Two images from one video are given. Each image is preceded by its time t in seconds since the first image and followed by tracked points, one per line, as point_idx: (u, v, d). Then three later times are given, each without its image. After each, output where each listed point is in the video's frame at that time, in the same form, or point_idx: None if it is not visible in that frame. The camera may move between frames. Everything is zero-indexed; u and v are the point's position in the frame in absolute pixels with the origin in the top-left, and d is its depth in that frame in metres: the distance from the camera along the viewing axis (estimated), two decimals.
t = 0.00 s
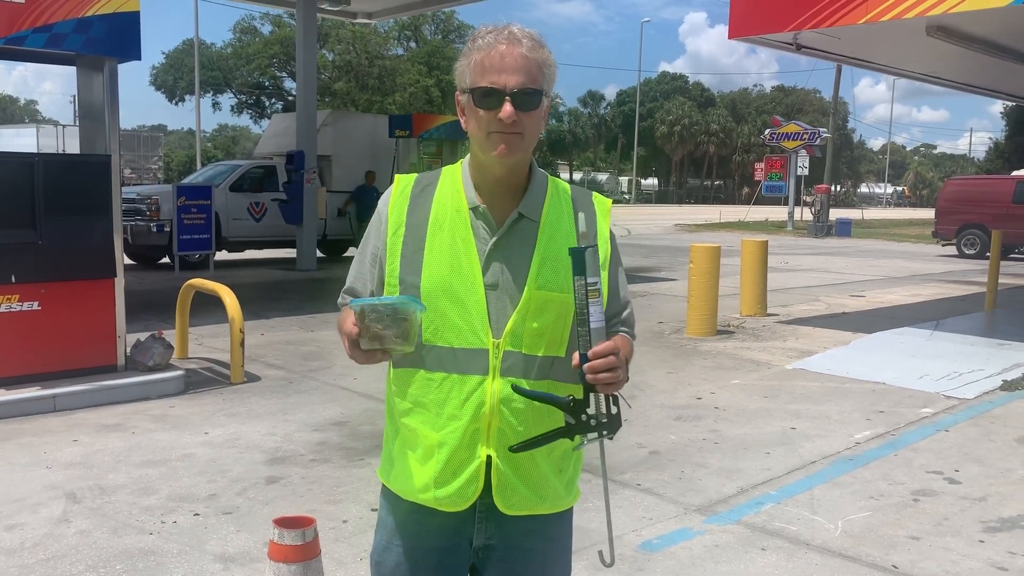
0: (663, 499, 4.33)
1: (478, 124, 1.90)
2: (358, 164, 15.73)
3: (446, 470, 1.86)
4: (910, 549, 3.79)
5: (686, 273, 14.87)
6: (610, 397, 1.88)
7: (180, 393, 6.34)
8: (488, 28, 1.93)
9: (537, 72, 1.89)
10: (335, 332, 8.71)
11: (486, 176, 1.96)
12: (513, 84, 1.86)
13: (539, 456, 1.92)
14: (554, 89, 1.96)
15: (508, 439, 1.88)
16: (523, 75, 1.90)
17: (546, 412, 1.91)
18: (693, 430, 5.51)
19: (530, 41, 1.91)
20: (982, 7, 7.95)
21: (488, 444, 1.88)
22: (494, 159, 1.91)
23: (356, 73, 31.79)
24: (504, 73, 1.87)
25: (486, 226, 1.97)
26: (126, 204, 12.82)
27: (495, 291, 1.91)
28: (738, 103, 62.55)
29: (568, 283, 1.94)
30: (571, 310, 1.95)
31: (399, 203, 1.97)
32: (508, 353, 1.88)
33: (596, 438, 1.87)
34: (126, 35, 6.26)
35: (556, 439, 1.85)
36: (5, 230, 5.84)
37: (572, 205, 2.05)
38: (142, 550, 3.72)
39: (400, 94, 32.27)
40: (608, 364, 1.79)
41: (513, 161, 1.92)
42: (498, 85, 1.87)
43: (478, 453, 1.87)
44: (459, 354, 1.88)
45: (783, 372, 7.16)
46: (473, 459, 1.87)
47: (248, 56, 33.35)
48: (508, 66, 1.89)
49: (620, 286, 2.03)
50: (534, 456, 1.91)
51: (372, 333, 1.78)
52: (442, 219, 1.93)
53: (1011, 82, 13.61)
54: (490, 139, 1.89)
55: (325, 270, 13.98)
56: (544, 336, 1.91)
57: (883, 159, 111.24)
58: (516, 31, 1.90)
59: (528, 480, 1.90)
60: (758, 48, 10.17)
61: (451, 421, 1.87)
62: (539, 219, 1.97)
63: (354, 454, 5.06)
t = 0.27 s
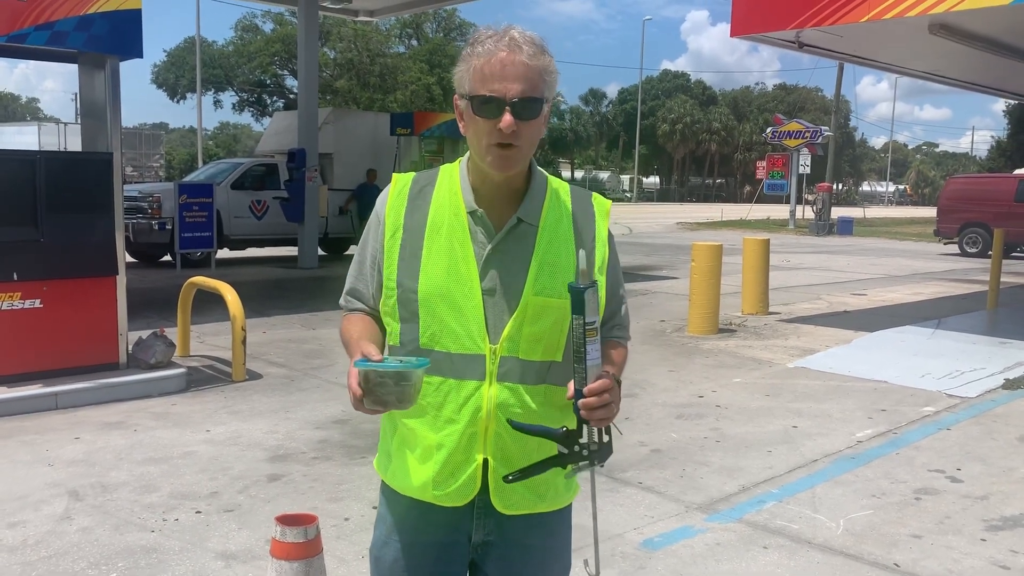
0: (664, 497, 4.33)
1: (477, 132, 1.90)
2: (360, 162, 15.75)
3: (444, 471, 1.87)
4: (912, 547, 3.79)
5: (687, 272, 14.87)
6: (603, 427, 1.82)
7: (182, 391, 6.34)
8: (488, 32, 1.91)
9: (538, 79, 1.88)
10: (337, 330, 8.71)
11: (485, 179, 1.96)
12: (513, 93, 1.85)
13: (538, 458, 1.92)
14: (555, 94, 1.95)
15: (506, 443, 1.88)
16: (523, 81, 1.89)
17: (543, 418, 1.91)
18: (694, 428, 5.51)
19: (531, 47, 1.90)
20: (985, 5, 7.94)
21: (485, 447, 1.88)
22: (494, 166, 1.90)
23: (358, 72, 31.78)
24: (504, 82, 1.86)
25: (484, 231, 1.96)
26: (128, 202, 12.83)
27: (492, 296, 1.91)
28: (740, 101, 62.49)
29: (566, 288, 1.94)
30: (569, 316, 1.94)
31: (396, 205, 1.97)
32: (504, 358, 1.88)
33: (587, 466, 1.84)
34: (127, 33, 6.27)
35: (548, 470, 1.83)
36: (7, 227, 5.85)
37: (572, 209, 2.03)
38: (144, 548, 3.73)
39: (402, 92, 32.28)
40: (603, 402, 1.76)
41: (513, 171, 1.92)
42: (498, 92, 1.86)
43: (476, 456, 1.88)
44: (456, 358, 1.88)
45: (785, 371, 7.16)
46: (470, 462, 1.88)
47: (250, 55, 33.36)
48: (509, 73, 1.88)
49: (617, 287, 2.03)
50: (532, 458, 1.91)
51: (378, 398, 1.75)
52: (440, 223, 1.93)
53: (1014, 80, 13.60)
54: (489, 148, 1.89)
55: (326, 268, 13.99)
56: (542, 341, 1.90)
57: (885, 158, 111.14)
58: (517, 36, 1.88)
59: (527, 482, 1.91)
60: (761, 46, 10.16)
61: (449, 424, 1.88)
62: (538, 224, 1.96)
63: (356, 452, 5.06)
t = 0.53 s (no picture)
0: (667, 494, 4.33)
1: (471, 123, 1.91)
2: (362, 159, 15.73)
3: (445, 467, 1.87)
4: (914, 544, 3.79)
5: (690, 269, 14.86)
6: (604, 415, 1.83)
7: (184, 387, 6.35)
8: (489, 26, 1.93)
9: (533, 72, 1.88)
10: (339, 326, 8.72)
11: (483, 175, 1.96)
12: (503, 82, 1.85)
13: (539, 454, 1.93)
14: (554, 88, 1.94)
15: (508, 438, 1.89)
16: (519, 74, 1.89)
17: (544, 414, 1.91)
18: (696, 425, 5.51)
19: (528, 39, 1.90)
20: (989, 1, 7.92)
21: (487, 443, 1.89)
22: (483, 159, 1.90)
23: (360, 68, 31.75)
24: (496, 72, 1.87)
25: (484, 227, 1.96)
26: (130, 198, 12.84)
27: (493, 292, 1.91)
28: (742, 98, 62.39)
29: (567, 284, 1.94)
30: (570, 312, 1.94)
31: (397, 201, 1.97)
32: (506, 354, 1.88)
33: (591, 454, 1.84)
34: (129, 28, 6.27)
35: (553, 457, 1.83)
36: (10, 224, 5.86)
37: (572, 204, 2.04)
38: (147, 544, 3.74)
39: (404, 89, 32.27)
40: (602, 390, 1.77)
41: (504, 163, 1.91)
42: (492, 84, 1.87)
43: (478, 452, 1.88)
44: (457, 354, 1.88)
45: (787, 368, 7.16)
46: (472, 458, 1.88)
47: (252, 51, 33.33)
48: (504, 65, 1.88)
49: (618, 284, 2.04)
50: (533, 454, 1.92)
51: (379, 393, 1.77)
52: (441, 219, 1.93)
53: (1018, 77, 13.56)
54: (480, 138, 1.89)
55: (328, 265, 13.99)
56: (542, 337, 1.90)
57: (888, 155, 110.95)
58: (515, 29, 1.89)
59: (528, 477, 1.91)
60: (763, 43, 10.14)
61: (450, 420, 1.88)
62: (538, 219, 1.97)
63: (358, 448, 5.07)
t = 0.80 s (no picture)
0: (669, 491, 4.34)
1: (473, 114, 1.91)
2: (364, 156, 15.73)
3: (446, 462, 1.87)
4: (917, 542, 3.79)
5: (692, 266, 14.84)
6: (616, 381, 1.87)
7: (187, 384, 6.36)
8: (496, 22, 1.94)
9: (536, 66, 1.88)
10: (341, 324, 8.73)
11: (485, 170, 1.96)
12: (507, 75, 1.85)
13: (539, 448, 1.93)
14: (557, 85, 1.94)
15: (508, 432, 1.89)
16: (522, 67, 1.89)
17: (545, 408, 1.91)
18: (699, 422, 5.52)
19: (534, 34, 1.90)
20: None
21: (487, 437, 1.88)
22: (483, 150, 1.89)
23: (362, 65, 31.74)
24: (501, 64, 1.87)
25: (486, 221, 1.96)
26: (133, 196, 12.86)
27: (494, 285, 1.91)
28: (745, 95, 62.29)
29: (568, 278, 1.94)
30: (571, 305, 1.95)
31: (399, 195, 1.97)
32: (507, 347, 1.88)
33: (604, 422, 1.88)
34: (133, 26, 6.28)
35: (566, 425, 1.86)
36: (14, 221, 5.88)
37: (574, 199, 2.04)
38: (151, 540, 3.75)
39: (406, 86, 32.26)
40: (612, 353, 1.79)
41: (504, 157, 1.90)
42: (495, 74, 1.87)
43: (478, 445, 1.88)
44: (458, 349, 1.88)
45: (790, 365, 7.16)
46: (473, 452, 1.88)
47: (254, 48, 33.34)
48: (508, 57, 1.88)
49: (620, 281, 2.04)
50: (534, 449, 1.92)
51: (373, 338, 1.79)
52: (442, 212, 1.93)
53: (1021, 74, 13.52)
54: (480, 130, 1.89)
55: (331, 262, 14.00)
56: (543, 330, 1.91)
57: (891, 152, 110.73)
58: (521, 24, 1.90)
59: (529, 472, 1.91)
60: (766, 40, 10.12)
61: (451, 414, 1.88)
62: (540, 213, 1.97)
63: (361, 446, 5.08)
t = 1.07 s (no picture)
0: (672, 490, 4.34)
1: (488, 119, 1.90)
2: (367, 154, 15.74)
3: (450, 462, 1.88)
4: (919, 540, 3.79)
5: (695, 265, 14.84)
6: (633, 401, 1.89)
7: (190, 382, 6.38)
8: (497, 22, 1.94)
9: (548, 65, 1.90)
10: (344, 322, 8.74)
11: (493, 171, 1.97)
12: (526, 77, 1.86)
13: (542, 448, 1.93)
14: (563, 82, 1.96)
15: (512, 434, 1.89)
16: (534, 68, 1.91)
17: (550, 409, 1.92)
18: (701, 421, 5.52)
19: (540, 35, 1.92)
20: None
21: (490, 438, 1.89)
22: (505, 153, 1.90)
23: (365, 64, 31.78)
24: (516, 67, 1.88)
25: (490, 223, 1.96)
26: (136, 194, 12.88)
27: (498, 287, 1.91)
28: (747, 94, 62.23)
29: (572, 280, 1.95)
30: (575, 307, 1.96)
31: (402, 198, 1.98)
32: (510, 350, 1.89)
33: (617, 441, 1.87)
34: (135, 26, 6.30)
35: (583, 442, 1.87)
36: (17, 220, 5.89)
37: (577, 200, 2.05)
38: (155, 537, 3.76)
39: (409, 85, 32.30)
40: (635, 372, 1.82)
41: (524, 156, 1.92)
42: (510, 78, 1.87)
43: (482, 446, 1.89)
44: (462, 351, 1.88)
45: (793, 364, 7.16)
46: (476, 452, 1.88)
47: (257, 47, 33.39)
48: (520, 59, 1.89)
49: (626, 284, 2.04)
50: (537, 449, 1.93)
51: (351, 378, 1.79)
52: (446, 214, 1.94)
53: None
54: (503, 132, 1.89)
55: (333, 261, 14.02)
56: (547, 332, 1.92)
57: (894, 150, 110.53)
58: (526, 25, 1.91)
59: (533, 473, 1.92)
60: (769, 38, 10.12)
61: (455, 415, 1.88)
62: (544, 215, 1.97)
63: (364, 443, 5.09)
